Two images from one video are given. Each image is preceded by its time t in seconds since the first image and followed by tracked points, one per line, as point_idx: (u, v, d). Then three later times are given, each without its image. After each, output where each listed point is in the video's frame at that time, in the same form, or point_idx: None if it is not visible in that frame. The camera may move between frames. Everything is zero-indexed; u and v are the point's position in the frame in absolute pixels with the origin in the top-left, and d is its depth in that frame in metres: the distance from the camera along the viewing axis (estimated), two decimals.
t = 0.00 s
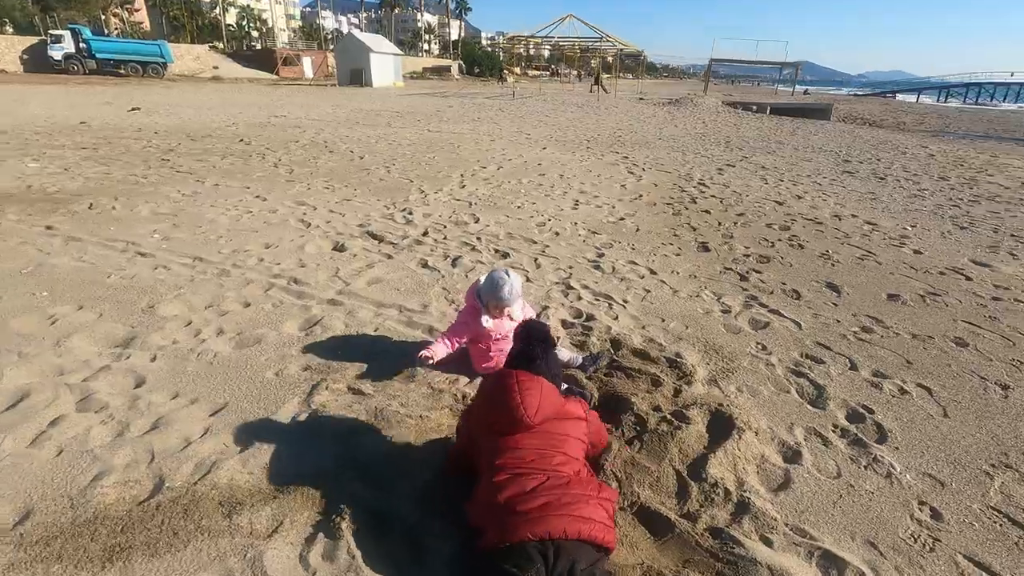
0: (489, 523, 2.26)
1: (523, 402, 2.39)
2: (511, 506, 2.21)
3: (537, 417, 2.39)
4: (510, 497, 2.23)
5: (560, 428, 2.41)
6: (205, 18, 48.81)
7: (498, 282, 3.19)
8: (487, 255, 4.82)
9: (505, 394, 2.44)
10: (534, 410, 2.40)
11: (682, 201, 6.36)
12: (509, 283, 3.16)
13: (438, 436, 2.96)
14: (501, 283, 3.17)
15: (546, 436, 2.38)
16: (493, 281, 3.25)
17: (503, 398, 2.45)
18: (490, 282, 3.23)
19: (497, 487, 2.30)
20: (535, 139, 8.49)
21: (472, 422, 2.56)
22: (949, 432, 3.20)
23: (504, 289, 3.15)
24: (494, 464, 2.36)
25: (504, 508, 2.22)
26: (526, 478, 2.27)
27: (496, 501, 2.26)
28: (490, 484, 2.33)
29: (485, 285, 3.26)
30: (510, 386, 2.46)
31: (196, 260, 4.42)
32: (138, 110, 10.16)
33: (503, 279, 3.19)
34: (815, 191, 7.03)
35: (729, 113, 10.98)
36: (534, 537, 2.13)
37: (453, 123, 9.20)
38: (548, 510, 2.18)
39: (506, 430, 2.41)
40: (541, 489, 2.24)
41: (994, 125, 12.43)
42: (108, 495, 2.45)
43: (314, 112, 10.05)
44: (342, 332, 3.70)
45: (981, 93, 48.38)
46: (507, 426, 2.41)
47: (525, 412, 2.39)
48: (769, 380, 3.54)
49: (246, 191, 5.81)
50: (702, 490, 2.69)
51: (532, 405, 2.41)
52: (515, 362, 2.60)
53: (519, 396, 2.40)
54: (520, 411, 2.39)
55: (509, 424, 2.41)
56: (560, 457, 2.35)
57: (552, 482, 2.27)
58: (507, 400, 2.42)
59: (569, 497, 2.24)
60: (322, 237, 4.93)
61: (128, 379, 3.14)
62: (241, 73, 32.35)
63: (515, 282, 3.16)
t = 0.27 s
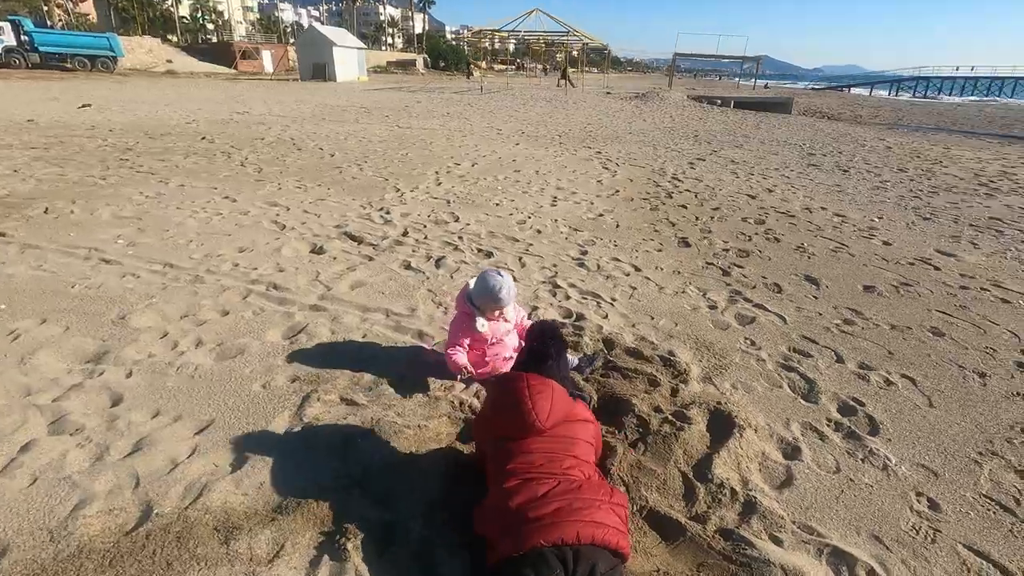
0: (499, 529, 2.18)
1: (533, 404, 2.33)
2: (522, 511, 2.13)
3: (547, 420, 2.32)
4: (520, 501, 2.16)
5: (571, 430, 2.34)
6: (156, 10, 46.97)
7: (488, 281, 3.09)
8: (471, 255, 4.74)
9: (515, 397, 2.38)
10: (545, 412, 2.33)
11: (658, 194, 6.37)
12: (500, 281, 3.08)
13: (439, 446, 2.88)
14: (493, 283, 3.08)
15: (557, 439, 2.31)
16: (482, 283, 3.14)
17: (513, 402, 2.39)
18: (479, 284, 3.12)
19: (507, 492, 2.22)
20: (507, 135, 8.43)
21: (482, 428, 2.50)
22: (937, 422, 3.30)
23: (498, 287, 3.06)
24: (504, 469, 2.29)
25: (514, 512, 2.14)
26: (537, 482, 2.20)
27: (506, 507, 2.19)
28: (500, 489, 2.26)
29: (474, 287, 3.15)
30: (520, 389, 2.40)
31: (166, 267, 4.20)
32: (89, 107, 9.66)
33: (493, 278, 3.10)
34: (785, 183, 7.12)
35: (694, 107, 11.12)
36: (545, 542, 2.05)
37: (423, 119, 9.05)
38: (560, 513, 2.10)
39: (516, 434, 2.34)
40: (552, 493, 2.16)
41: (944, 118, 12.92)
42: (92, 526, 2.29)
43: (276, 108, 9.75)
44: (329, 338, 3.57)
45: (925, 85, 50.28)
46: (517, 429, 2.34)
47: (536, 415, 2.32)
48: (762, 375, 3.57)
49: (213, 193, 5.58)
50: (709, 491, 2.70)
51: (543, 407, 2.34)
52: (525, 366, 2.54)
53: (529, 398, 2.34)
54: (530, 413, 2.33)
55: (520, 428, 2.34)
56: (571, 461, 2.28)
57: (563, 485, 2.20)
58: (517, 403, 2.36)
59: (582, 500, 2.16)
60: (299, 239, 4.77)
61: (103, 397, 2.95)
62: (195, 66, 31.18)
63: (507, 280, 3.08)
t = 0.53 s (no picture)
0: (517, 538, 2.19)
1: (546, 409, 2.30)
2: (540, 521, 2.14)
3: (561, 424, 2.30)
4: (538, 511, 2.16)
5: (585, 433, 2.32)
6: None
7: (477, 277, 3.02)
8: (450, 251, 4.66)
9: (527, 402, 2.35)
10: (558, 417, 2.31)
11: (630, 187, 6.41)
12: (490, 276, 3.01)
13: (437, 448, 2.82)
14: (482, 278, 3.01)
15: (572, 444, 2.29)
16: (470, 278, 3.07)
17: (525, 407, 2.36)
18: (467, 279, 3.06)
19: (523, 500, 2.22)
20: (475, 130, 8.36)
21: (493, 431, 2.48)
22: (916, 403, 3.42)
23: (488, 283, 2.99)
24: (519, 477, 2.28)
25: (532, 523, 2.15)
26: (554, 490, 2.20)
27: (523, 516, 2.19)
28: (516, 496, 2.26)
29: (463, 283, 3.09)
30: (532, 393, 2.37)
31: (131, 272, 3.99)
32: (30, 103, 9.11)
33: (482, 272, 3.03)
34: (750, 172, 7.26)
35: (656, 99, 11.25)
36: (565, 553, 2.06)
37: (387, 114, 8.88)
38: (579, 523, 2.11)
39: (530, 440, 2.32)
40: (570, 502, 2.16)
41: (890, 108, 13.43)
42: (75, 551, 2.14)
43: (233, 103, 9.39)
44: (312, 341, 3.45)
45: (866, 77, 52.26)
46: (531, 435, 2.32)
47: (549, 420, 2.30)
48: (748, 364, 3.63)
49: (175, 192, 5.33)
50: (710, 482, 2.73)
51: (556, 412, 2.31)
52: (534, 366, 2.50)
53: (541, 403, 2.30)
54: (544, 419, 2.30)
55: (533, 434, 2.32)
56: (586, 465, 2.27)
57: (580, 492, 2.20)
58: (530, 409, 2.33)
59: (599, 506, 2.17)
60: (270, 239, 4.60)
61: (75, 411, 2.77)
62: (139, 58, 29.76)
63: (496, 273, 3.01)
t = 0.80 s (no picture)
0: (540, 528, 2.12)
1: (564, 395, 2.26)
2: (564, 508, 2.07)
3: (579, 410, 2.26)
4: (561, 498, 2.10)
5: (603, 419, 2.28)
6: None
7: (472, 268, 2.81)
8: (432, 245, 4.54)
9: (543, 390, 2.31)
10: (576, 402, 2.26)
11: (603, 176, 6.39)
12: (486, 268, 2.79)
13: (444, 447, 2.73)
14: (477, 269, 2.80)
15: (591, 429, 2.24)
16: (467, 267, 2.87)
17: (541, 395, 2.31)
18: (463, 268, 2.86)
19: (544, 489, 2.15)
20: (440, 123, 8.21)
21: (509, 423, 2.43)
22: (903, 381, 3.51)
23: (482, 276, 2.78)
24: (538, 465, 2.22)
25: (556, 510, 2.09)
26: (576, 476, 2.14)
27: (546, 504, 2.12)
28: (537, 486, 2.20)
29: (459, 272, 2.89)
30: (547, 380, 2.32)
31: (93, 275, 3.72)
32: None
33: (478, 263, 2.82)
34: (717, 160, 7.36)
35: (616, 91, 11.32)
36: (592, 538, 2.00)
37: (348, 108, 8.64)
38: (604, 507, 2.05)
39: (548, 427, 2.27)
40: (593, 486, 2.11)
41: (836, 98, 13.92)
42: None
43: (183, 97, 8.95)
44: (300, 341, 3.29)
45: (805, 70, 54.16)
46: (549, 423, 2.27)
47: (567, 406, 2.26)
48: (741, 348, 3.66)
49: (132, 190, 5.02)
50: (722, 468, 2.73)
51: (574, 398, 2.27)
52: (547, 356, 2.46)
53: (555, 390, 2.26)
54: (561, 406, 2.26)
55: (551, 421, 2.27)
56: (607, 450, 2.23)
57: (603, 477, 2.14)
58: (546, 395, 2.29)
59: (623, 491, 2.12)
60: (242, 237, 4.38)
61: (48, 426, 2.55)
62: (70, 49, 28.07)
63: (493, 264, 2.80)
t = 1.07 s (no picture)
0: (566, 528, 2.12)
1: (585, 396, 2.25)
2: (590, 508, 2.08)
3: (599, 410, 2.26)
4: (587, 498, 2.10)
5: (623, 418, 2.28)
6: None
7: (477, 267, 2.78)
8: (416, 243, 4.47)
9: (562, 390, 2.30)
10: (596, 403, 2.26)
11: (577, 169, 6.41)
12: (491, 268, 2.77)
13: (456, 449, 2.70)
14: (482, 269, 2.77)
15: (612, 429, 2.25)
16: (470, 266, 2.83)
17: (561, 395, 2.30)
18: (467, 267, 2.82)
19: (569, 489, 2.15)
20: (407, 119, 8.10)
21: (527, 424, 2.41)
22: (885, 364, 3.66)
23: (487, 276, 2.76)
24: (561, 466, 2.21)
25: (583, 511, 2.09)
26: (600, 476, 2.14)
27: (571, 505, 2.12)
28: (561, 486, 2.20)
29: (462, 270, 2.86)
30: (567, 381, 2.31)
31: (63, 284, 3.52)
32: None
33: (482, 262, 2.79)
34: (685, 151, 7.47)
35: (579, 83, 11.36)
36: (620, 537, 2.01)
37: (310, 103, 8.41)
38: (631, 506, 2.06)
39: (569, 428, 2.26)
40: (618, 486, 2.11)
41: (789, 89, 14.34)
42: None
43: (133, 92, 8.52)
44: (294, 347, 3.19)
45: (753, 62, 55.58)
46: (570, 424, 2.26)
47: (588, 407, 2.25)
48: (732, 338, 3.74)
49: (93, 193, 4.76)
50: (730, 457, 2.79)
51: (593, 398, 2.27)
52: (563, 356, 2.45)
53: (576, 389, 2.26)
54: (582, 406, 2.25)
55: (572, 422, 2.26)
56: (628, 449, 2.23)
57: (626, 476, 2.16)
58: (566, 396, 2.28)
59: (647, 489, 2.13)
60: (218, 241, 4.22)
61: (36, 448, 2.40)
62: None
63: (497, 264, 2.76)
